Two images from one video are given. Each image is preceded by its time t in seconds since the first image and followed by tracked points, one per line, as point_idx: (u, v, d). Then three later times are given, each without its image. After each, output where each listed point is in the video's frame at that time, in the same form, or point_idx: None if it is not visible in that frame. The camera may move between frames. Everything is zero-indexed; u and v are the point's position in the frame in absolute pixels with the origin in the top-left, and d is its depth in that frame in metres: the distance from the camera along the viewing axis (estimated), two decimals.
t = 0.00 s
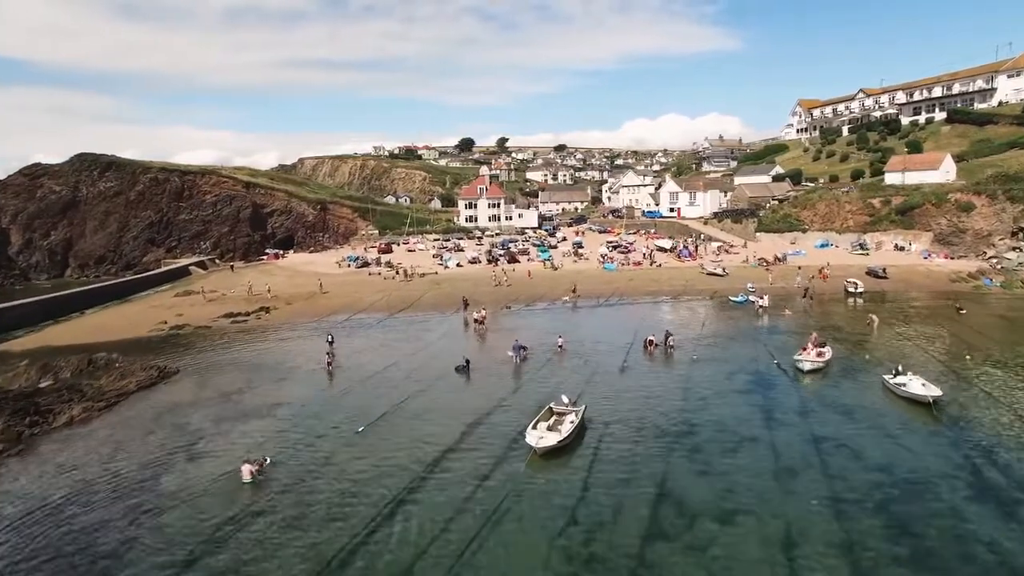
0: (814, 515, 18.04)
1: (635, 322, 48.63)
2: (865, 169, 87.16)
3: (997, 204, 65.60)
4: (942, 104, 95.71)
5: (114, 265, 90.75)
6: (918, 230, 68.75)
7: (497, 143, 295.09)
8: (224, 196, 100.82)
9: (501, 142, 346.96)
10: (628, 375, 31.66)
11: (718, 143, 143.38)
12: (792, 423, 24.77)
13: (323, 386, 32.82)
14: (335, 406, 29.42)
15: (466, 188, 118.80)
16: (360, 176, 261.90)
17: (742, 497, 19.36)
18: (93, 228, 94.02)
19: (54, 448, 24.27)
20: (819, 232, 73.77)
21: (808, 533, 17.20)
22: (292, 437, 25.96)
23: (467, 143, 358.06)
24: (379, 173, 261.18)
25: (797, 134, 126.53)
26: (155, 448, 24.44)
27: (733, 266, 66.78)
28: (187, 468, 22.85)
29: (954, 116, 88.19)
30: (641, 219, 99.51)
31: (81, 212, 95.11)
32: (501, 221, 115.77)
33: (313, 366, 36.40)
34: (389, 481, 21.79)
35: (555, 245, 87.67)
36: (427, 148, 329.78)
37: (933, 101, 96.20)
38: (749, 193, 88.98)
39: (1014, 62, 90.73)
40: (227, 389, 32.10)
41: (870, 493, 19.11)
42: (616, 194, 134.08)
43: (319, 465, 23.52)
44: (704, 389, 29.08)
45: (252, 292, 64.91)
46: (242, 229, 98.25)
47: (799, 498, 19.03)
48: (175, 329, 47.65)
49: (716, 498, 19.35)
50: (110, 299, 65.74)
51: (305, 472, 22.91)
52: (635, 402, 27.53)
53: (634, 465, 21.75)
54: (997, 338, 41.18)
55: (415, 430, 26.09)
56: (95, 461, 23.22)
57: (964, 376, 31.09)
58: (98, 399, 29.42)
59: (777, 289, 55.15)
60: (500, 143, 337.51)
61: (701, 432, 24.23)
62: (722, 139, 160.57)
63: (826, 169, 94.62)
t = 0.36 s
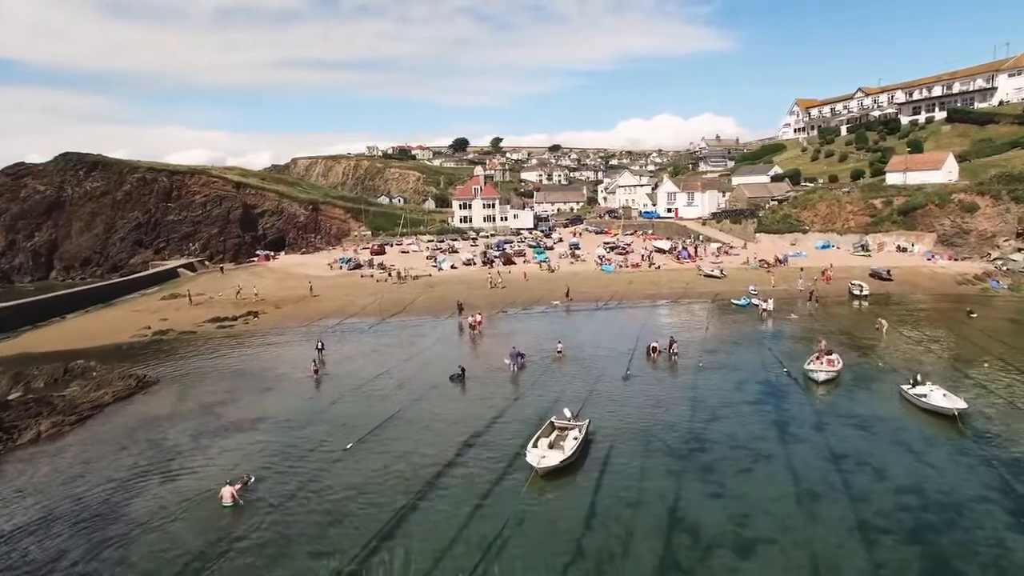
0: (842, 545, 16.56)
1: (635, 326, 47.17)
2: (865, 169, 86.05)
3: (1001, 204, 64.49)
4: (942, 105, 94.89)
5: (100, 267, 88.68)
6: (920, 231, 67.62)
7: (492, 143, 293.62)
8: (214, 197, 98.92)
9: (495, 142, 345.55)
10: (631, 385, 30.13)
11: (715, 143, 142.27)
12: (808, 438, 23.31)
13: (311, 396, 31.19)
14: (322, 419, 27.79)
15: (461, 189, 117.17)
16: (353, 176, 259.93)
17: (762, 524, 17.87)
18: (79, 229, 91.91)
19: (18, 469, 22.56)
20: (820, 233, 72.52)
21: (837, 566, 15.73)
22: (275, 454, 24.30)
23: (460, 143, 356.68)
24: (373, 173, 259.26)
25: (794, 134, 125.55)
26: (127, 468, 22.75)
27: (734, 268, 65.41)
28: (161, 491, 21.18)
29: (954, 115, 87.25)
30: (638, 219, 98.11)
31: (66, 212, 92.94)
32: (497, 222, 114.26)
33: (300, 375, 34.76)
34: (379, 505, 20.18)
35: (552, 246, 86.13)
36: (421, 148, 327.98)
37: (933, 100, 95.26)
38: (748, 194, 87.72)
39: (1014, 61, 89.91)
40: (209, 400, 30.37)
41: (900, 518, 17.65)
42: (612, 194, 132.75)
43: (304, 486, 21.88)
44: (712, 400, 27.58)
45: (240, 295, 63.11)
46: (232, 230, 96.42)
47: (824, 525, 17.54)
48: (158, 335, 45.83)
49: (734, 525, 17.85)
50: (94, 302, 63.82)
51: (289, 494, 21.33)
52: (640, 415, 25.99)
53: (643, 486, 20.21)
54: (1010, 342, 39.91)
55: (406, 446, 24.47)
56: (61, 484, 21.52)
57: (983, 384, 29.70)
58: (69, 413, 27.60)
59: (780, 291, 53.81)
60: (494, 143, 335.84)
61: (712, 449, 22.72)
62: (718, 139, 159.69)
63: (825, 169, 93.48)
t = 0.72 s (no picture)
0: None
1: (633, 331, 45.79)
2: (862, 169, 85.16)
3: (1002, 204, 63.62)
4: (938, 104, 94.78)
5: (83, 269, 86.46)
6: (920, 232, 66.71)
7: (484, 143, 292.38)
8: (201, 197, 96.90)
9: (487, 141, 343.93)
10: (633, 395, 28.68)
11: (709, 142, 141.31)
12: (824, 454, 21.95)
13: (296, 407, 29.56)
14: (307, 434, 26.19)
15: (453, 189, 115.55)
16: (344, 176, 257.72)
17: (782, 552, 16.47)
18: (61, 230, 89.64)
19: None
20: (818, 233, 71.48)
21: None
22: (255, 473, 22.69)
23: (452, 143, 355.60)
24: (364, 173, 257.17)
25: (788, 133, 124.82)
26: (94, 490, 21.09)
27: (732, 270, 64.19)
28: (130, 516, 19.54)
29: (951, 115, 86.56)
30: (632, 220, 96.85)
31: (47, 213, 90.58)
32: (489, 222, 112.75)
33: (285, 384, 33.09)
34: (367, 531, 18.64)
35: (546, 247, 84.67)
36: (413, 148, 326.01)
37: (930, 100, 94.60)
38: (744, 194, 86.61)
39: (1011, 60, 89.37)
40: (186, 413, 28.65)
41: (932, 547, 16.31)
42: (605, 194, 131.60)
43: (285, 509, 20.28)
44: (719, 412, 26.16)
45: (226, 298, 61.24)
46: (219, 231, 94.48)
47: (850, 555, 16.18)
48: (138, 341, 43.93)
49: (753, 554, 16.42)
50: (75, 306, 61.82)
51: (271, 518, 19.78)
52: (644, 428, 24.55)
53: (652, 508, 18.76)
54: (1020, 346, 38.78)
55: (395, 464, 22.91)
56: (20, 510, 19.84)
57: (1001, 393, 28.44)
58: (34, 428, 25.83)
59: (780, 294, 52.61)
60: (486, 142, 334.20)
61: (724, 466, 21.32)
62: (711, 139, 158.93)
63: (822, 169, 92.58)
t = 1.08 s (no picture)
0: None
1: (629, 335, 44.51)
2: (857, 169, 84.40)
3: (999, 204, 62.95)
4: (931, 104, 94.48)
5: (63, 271, 84.04)
6: (917, 232, 65.98)
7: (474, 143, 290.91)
8: (185, 198, 94.86)
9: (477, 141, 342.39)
10: (633, 404, 27.33)
11: (701, 142, 140.56)
12: (840, 469, 20.68)
13: (278, 419, 27.96)
14: (288, 448, 24.60)
15: (443, 189, 113.90)
16: (333, 176, 255.37)
17: None
18: (40, 231, 87.25)
19: None
20: (814, 234, 70.59)
21: None
22: (232, 492, 21.12)
23: (442, 143, 353.68)
24: (353, 173, 254.94)
25: (781, 133, 124.26)
26: (55, 514, 19.49)
27: (728, 271, 63.06)
28: (92, 544, 17.97)
29: (945, 114, 86.00)
30: (625, 220, 95.67)
31: (25, 213, 88.15)
32: (480, 223, 111.24)
33: (267, 394, 31.46)
34: (352, 558, 17.17)
35: (538, 248, 83.21)
36: (403, 148, 323.93)
37: (924, 100, 94.23)
38: (738, 194, 85.67)
39: (1004, 60, 89.02)
40: (161, 425, 27.01)
41: None
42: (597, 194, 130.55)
43: (263, 533, 18.75)
44: (725, 422, 24.86)
45: (209, 301, 59.41)
46: (204, 232, 92.46)
47: None
48: (115, 347, 42.13)
49: None
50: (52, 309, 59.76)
51: (248, 543, 18.23)
52: (647, 441, 23.22)
53: (660, 531, 17.40)
54: None
55: (383, 482, 21.42)
56: None
57: (1016, 400, 27.33)
58: None
59: (779, 296, 51.57)
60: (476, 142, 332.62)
61: (734, 482, 20.02)
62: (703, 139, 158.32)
63: (815, 169, 91.81)
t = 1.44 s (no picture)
0: None
1: (623, 338, 43.26)
2: (848, 169, 83.84)
3: (993, 204, 62.38)
4: (922, 104, 94.36)
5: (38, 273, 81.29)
6: (910, 233, 65.36)
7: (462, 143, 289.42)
8: (167, 198, 92.64)
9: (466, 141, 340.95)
10: (631, 414, 26.00)
11: (691, 142, 139.94)
12: (854, 485, 19.44)
13: (256, 432, 26.36)
14: (266, 465, 23.02)
15: (430, 189, 112.16)
16: (320, 176, 252.85)
17: None
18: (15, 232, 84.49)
19: None
20: (807, 234, 69.80)
21: None
22: (203, 516, 19.50)
23: (430, 143, 351.87)
24: (340, 173, 252.67)
25: (771, 133, 123.89)
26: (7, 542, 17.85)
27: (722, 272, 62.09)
28: None
29: (936, 114, 85.74)
30: (616, 220, 94.58)
31: None
32: (469, 223, 109.85)
33: (245, 404, 29.80)
34: None
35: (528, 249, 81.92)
36: (390, 148, 321.88)
37: (914, 100, 94.21)
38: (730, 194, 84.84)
39: (994, 60, 88.81)
40: (129, 439, 25.31)
41: None
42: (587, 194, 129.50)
43: (236, 561, 17.21)
44: (730, 433, 23.58)
45: (189, 304, 57.46)
46: (186, 233, 90.27)
47: None
48: (87, 353, 40.23)
49: None
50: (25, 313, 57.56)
51: (218, 572, 16.68)
52: (649, 455, 21.87)
53: (667, 557, 16.07)
54: None
55: (367, 503, 19.92)
56: None
57: None
58: None
59: (774, 298, 50.56)
60: (464, 142, 331.10)
61: (743, 501, 18.71)
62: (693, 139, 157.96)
63: (807, 169, 91.24)
